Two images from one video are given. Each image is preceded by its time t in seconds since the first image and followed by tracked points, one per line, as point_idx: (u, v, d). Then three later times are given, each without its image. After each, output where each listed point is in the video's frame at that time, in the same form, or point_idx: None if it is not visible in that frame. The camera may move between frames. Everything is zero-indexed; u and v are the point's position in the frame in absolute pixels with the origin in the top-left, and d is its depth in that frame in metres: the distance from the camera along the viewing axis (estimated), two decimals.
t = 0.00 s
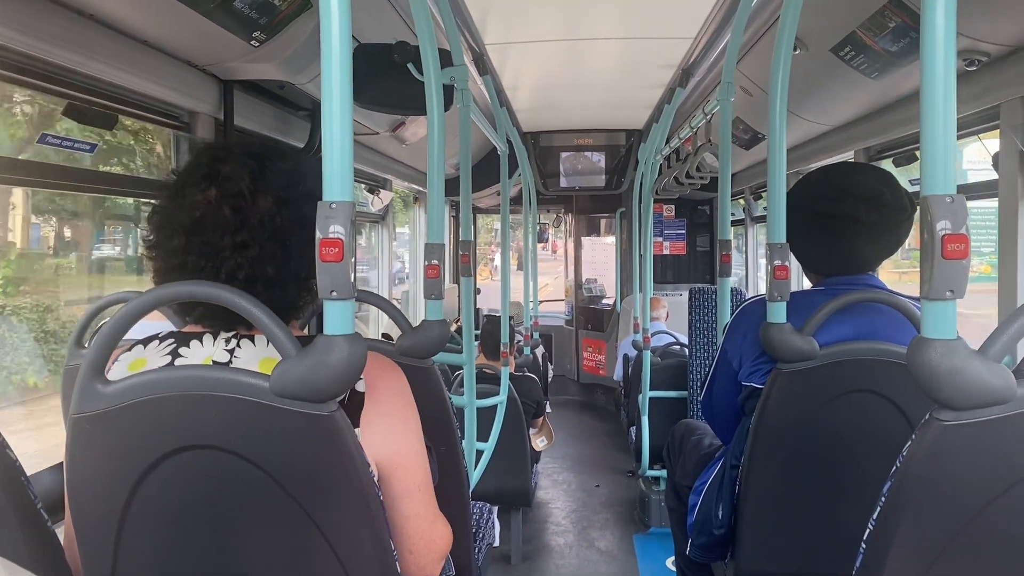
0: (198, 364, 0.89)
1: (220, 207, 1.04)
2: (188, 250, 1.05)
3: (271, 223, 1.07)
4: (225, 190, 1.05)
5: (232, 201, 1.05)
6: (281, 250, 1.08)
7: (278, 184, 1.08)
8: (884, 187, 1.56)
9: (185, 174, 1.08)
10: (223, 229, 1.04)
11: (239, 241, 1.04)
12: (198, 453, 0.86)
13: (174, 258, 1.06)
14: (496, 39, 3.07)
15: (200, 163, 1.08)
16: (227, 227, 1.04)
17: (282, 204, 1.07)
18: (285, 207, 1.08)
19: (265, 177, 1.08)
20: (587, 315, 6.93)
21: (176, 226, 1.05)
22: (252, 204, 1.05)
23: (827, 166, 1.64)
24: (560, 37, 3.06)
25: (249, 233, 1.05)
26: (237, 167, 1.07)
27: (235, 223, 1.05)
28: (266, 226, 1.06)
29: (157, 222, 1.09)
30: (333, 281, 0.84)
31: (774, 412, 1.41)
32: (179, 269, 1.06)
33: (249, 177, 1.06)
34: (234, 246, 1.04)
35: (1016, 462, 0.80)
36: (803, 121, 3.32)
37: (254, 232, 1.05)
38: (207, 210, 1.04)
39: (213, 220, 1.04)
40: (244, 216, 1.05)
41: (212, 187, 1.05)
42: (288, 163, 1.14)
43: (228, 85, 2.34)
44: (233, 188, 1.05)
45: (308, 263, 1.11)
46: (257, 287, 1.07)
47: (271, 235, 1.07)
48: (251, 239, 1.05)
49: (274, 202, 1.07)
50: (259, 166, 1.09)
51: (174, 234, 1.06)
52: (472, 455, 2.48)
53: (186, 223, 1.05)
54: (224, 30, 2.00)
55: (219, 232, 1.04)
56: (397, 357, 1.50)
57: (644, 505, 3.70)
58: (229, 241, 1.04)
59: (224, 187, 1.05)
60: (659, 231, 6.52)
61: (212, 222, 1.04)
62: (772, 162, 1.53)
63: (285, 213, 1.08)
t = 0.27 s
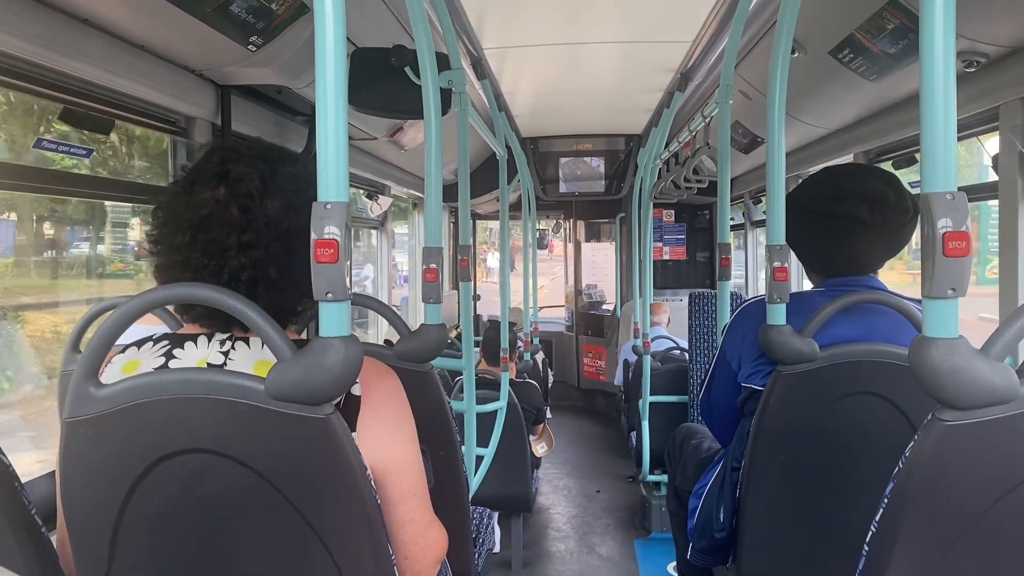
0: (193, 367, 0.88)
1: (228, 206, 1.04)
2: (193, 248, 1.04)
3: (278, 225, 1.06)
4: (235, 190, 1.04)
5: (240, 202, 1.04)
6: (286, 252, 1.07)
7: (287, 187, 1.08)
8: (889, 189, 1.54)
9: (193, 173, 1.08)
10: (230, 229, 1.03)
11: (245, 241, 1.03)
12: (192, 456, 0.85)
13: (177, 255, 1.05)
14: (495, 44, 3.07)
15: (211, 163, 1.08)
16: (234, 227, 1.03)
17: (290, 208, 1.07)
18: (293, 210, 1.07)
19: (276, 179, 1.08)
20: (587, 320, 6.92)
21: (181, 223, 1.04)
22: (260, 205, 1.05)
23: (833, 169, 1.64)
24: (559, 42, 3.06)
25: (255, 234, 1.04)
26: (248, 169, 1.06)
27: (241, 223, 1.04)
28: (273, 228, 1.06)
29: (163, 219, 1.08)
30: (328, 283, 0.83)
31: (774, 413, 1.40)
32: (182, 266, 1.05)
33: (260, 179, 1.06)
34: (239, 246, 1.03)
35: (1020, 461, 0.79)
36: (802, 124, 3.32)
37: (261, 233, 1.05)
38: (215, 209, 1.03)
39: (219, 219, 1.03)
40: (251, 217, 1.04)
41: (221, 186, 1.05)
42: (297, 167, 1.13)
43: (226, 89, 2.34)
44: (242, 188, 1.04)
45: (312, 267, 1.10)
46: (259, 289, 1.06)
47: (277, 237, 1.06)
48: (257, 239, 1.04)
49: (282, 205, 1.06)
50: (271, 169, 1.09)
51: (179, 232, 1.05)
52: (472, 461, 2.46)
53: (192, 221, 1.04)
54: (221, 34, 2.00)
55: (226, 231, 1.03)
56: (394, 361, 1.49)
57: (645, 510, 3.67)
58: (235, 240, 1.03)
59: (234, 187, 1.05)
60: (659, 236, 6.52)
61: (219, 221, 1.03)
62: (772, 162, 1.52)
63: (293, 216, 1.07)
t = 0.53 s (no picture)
0: (202, 363, 0.88)
1: (231, 200, 1.04)
2: (199, 243, 1.03)
3: (282, 217, 1.06)
4: (236, 184, 1.04)
5: (242, 195, 1.04)
6: (290, 244, 1.08)
7: (286, 179, 1.08)
8: (886, 187, 1.55)
9: (191, 170, 1.07)
10: (234, 223, 1.03)
11: (250, 234, 1.04)
12: (201, 453, 0.85)
13: (180, 250, 1.04)
14: (498, 44, 3.07)
15: (209, 157, 1.08)
16: (238, 220, 1.03)
17: (291, 200, 1.07)
18: (295, 202, 1.08)
19: (276, 172, 1.08)
20: (587, 321, 6.93)
21: (183, 219, 1.04)
22: (262, 198, 1.05)
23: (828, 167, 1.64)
24: (562, 42, 3.06)
25: (260, 227, 1.04)
26: (248, 162, 1.06)
27: (246, 216, 1.04)
28: (277, 220, 1.06)
29: (162, 216, 1.07)
30: (339, 280, 0.83)
31: (778, 414, 1.40)
32: (186, 263, 1.04)
33: (259, 172, 1.06)
34: (245, 239, 1.04)
35: None
36: (804, 126, 3.33)
37: (265, 225, 1.05)
38: (218, 203, 1.03)
39: (223, 213, 1.03)
40: (254, 210, 1.04)
41: (222, 180, 1.05)
42: (294, 160, 1.14)
43: (230, 88, 2.34)
44: (242, 181, 1.05)
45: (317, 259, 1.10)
46: (267, 282, 1.06)
47: (282, 229, 1.06)
48: (262, 232, 1.04)
49: (284, 197, 1.06)
50: (269, 162, 1.09)
51: (181, 228, 1.04)
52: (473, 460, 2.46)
53: (195, 216, 1.03)
54: (226, 32, 2.00)
55: (231, 225, 1.03)
56: (400, 360, 1.49)
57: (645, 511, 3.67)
58: (241, 233, 1.03)
59: (234, 181, 1.05)
60: (659, 237, 6.53)
61: (223, 215, 1.03)
62: (777, 162, 1.52)
63: (295, 208, 1.08)
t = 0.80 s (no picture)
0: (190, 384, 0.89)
1: (243, 228, 1.06)
2: (211, 269, 1.05)
3: (293, 245, 1.08)
4: (250, 212, 1.06)
5: (256, 223, 1.06)
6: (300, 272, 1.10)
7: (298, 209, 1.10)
8: (886, 201, 1.57)
9: (204, 193, 1.09)
10: (246, 250, 1.06)
11: (261, 262, 1.06)
12: (183, 471, 0.86)
13: (188, 274, 1.06)
14: (491, 50, 3.08)
15: (222, 183, 1.09)
16: (249, 248, 1.06)
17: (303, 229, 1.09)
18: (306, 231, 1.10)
19: (290, 202, 1.10)
20: (584, 322, 6.95)
21: (194, 243, 1.06)
22: (275, 227, 1.07)
23: (830, 180, 1.66)
24: (554, 48, 3.08)
25: (272, 255, 1.06)
26: (261, 190, 1.08)
27: (257, 243, 1.06)
28: (289, 248, 1.08)
29: (173, 235, 1.09)
30: (316, 300, 0.84)
31: (763, 422, 1.41)
32: (193, 286, 1.05)
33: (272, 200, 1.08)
34: (256, 266, 1.06)
35: (997, 477, 0.80)
36: (797, 129, 3.33)
37: (277, 253, 1.07)
38: (230, 230, 1.05)
39: (235, 240, 1.05)
40: (267, 238, 1.06)
41: (235, 207, 1.07)
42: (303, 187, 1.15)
43: (223, 97, 2.35)
44: (255, 209, 1.06)
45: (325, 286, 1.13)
46: (275, 308, 1.08)
47: (292, 257, 1.09)
48: (273, 259, 1.07)
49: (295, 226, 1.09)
50: (282, 190, 1.11)
51: (192, 252, 1.06)
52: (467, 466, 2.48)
53: (208, 242, 1.05)
54: (217, 44, 2.01)
55: (242, 252, 1.05)
56: (387, 370, 1.50)
57: (641, 513, 3.68)
58: (252, 261, 1.05)
59: (248, 208, 1.06)
60: (656, 238, 6.54)
61: (235, 242, 1.05)
62: (760, 172, 1.53)
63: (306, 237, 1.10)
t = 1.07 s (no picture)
0: (191, 372, 0.88)
1: (244, 219, 1.04)
2: (215, 264, 1.04)
3: (295, 233, 1.08)
4: (247, 202, 1.05)
5: (255, 213, 1.05)
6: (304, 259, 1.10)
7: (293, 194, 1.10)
8: (895, 189, 1.55)
9: (194, 187, 1.06)
10: (248, 242, 1.04)
11: (267, 252, 1.05)
12: (192, 461, 0.86)
13: (190, 269, 1.04)
14: (492, 42, 3.07)
15: (212, 175, 1.07)
16: (253, 239, 1.04)
17: (303, 214, 1.10)
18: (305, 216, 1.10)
19: (284, 188, 1.10)
20: (585, 317, 6.95)
21: (193, 238, 1.04)
22: (274, 216, 1.06)
23: (836, 166, 1.63)
24: (557, 40, 3.06)
25: (276, 245, 1.06)
26: (253, 179, 1.06)
27: (260, 234, 1.05)
28: (292, 236, 1.08)
29: (169, 236, 1.06)
30: (327, 288, 0.83)
31: (771, 413, 1.41)
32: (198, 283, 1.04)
33: (268, 188, 1.07)
34: (262, 257, 1.05)
35: (1014, 463, 0.80)
36: (800, 122, 3.32)
37: (280, 242, 1.06)
38: (231, 223, 1.04)
39: (238, 233, 1.04)
40: (268, 228, 1.05)
41: (232, 199, 1.05)
42: (288, 171, 1.14)
43: (224, 90, 2.34)
44: (253, 199, 1.05)
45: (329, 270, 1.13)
46: (282, 297, 1.08)
47: (296, 244, 1.08)
48: (278, 249, 1.06)
49: (295, 212, 1.08)
50: (273, 175, 1.10)
51: (191, 247, 1.04)
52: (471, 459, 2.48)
53: (208, 237, 1.04)
54: (219, 35, 2.00)
55: (244, 244, 1.04)
56: (393, 362, 1.49)
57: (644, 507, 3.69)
58: (257, 252, 1.04)
59: (246, 199, 1.05)
60: (657, 233, 6.54)
61: (236, 234, 1.04)
62: (768, 165, 1.51)
63: (305, 223, 1.10)
